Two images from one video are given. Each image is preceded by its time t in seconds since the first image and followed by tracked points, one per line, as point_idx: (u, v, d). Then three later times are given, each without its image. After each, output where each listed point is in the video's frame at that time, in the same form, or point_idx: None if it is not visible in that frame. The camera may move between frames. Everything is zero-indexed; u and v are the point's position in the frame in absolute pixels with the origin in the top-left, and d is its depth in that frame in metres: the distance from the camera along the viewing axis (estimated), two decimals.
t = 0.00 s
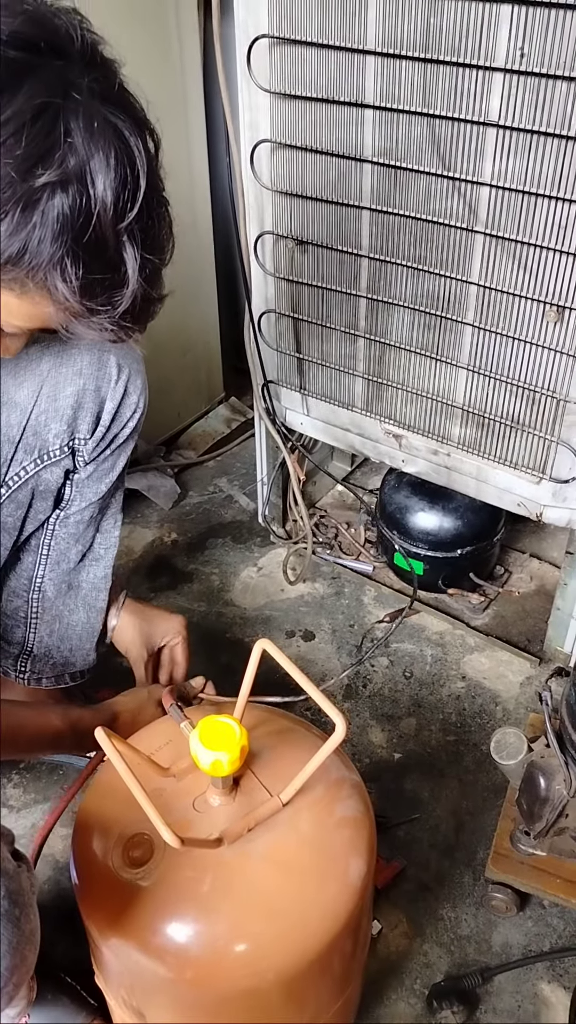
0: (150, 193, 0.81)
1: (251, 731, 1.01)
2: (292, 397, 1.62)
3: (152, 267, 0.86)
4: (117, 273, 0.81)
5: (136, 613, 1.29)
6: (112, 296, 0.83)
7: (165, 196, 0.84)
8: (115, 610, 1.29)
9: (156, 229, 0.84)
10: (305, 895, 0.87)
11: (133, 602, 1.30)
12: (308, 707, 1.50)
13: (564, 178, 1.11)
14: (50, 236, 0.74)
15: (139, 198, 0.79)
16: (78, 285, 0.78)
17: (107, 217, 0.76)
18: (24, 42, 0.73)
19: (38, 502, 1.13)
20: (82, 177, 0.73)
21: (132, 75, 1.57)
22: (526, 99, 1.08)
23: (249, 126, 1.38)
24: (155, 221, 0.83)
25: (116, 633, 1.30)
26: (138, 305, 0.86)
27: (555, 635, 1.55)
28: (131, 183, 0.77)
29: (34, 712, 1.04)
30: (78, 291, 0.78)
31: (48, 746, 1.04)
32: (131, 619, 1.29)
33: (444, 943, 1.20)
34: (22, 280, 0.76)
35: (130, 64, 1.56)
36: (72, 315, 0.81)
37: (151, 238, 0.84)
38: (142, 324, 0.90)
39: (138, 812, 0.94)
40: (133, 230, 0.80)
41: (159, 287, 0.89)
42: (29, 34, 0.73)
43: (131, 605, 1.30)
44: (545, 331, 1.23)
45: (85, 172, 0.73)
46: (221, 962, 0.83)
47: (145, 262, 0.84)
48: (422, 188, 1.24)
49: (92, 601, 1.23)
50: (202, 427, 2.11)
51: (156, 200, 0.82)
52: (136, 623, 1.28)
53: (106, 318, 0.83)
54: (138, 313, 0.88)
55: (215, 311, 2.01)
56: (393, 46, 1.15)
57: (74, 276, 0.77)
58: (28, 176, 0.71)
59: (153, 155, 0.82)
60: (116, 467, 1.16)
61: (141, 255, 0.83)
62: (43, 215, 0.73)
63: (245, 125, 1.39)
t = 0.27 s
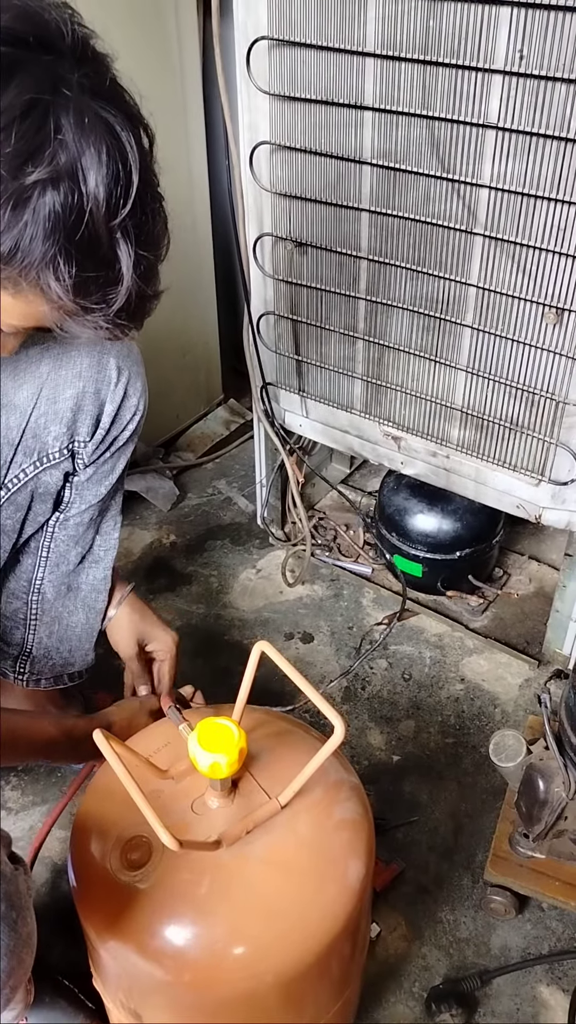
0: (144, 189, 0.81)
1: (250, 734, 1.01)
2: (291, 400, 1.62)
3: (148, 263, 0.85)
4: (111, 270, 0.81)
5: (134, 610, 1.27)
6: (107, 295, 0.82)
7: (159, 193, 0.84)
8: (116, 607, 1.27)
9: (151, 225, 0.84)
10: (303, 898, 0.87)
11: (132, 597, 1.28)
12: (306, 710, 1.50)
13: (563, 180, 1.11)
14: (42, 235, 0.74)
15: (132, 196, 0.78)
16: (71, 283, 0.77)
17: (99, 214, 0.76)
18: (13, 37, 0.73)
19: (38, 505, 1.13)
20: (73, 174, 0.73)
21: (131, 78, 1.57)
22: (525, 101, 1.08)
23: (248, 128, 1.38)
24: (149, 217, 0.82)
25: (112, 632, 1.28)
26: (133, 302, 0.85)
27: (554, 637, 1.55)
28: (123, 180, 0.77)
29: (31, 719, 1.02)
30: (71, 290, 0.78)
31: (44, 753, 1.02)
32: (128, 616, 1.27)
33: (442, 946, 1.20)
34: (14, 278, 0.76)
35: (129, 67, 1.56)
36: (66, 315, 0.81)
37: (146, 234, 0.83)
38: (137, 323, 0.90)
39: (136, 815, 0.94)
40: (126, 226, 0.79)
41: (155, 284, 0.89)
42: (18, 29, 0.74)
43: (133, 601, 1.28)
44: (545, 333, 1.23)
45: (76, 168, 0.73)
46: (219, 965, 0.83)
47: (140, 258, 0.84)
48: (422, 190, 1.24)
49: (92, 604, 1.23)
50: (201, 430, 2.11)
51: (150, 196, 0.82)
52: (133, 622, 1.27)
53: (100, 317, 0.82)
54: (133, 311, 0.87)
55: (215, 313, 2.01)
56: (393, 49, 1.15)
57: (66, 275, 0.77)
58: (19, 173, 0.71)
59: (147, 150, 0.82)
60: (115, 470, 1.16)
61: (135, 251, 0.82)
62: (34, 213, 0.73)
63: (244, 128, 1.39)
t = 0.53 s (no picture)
0: (137, 189, 0.80)
1: (248, 737, 1.01)
2: (290, 402, 1.62)
3: (142, 263, 0.85)
4: (104, 271, 0.81)
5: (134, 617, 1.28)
6: (99, 296, 0.82)
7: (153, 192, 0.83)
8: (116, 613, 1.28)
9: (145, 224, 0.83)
10: (302, 901, 0.86)
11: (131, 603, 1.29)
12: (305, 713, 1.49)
13: (562, 184, 1.11)
14: (34, 236, 0.74)
15: (125, 195, 0.78)
16: (63, 285, 0.78)
17: (91, 214, 0.76)
18: (2, 37, 0.73)
19: (36, 509, 1.12)
20: (65, 174, 0.73)
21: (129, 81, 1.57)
22: (524, 104, 1.08)
23: (247, 131, 1.38)
24: (143, 215, 0.82)
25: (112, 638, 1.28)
26: (127, 304, 0.86)
27: (552, 640, 1.55)
28: (116, 179, 0.76)
29: (31, 720, 1.02)
30: (64, 291, 0.78)
31: (44, 754, 1.02)
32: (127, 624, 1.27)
33: (441, 949, 1.19)
34: (7, 280, 0.77)
35: (127, 71, 1.56)
36: (58, 315, 0.81)
37: (139, 234, 0.83)
38: (131, 323, 0.90)
39: (134, 818, 0.93)
40: (119, 227, 0.79)
41: (150, 285, 0.89)
42: (7, 29, 0.73)
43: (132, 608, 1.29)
44: (543, 336, 1.23)
45: (68, 167, 0.73)
46: (217, 968, 0.83)
47: (133, 258, 0.84)
48: (420, 193, 1.24)
49: (90, 607, 1.23)
50: (200, 432, 2.11)
51: (143, 195, 0.81)
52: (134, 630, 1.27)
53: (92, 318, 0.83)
54: (126, 311, 0.87)
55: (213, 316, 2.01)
56: (391, 52, 1.15)
57: (59, 276, 0.77)
58: (9, 173, 0.72)
59: (140, 149, 0.81)
60: (114, 474, 1.16)
61: (128, 251, 0.82)
62: (26, 214, 0.73)
63: (243, 131, 1.39)
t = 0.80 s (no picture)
0: (136, 198, 0.80)
1: (247, 737, 1.01)
2: (289, 403, 1.62)
3: (139, 272, 0.85)
4: (101, 279, 0.81)
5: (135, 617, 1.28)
6: (96, 304, 0.82)
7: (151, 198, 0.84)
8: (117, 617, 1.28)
9: (143, 232, 0.84)
10: (301, 902, 0.86)
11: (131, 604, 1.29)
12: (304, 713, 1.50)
13: (561, 184, 1.11)
14: (30, 245, 0.74)
15: (123, 203, 0.78)
16: (59, 294, 0.78)
17: (88, 222, 0.76)
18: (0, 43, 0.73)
19: (35, 509, 1.13)
20: (62, 182, 0.73)
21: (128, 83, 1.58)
22: (523, 105, 1.08)
23: (246, 131, 1.38)
24: (141, 222, 0.82)
25: (116, 642, 1.28)
26: (124, 314, 0.86)
27: (552, 641, 1.55)
28: (113, 187, 0.77)
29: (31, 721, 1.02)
30: (60, 300, 0.78)
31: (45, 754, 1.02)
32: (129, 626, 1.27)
33: (440, 949, 1.19)
34: (3, 288, 0.76)
35: (125, 72, 1.56)
36: (55, 324, 0.81)
37: (137, 242, 0.83)
38: (129, 330, 0.90)
39: (133, 818, 0.93)
40: (116, 235, 0.79)
41: (148, 292, 0.89)
42: (5, 35, 0.73)
43: (132, 612, 1.29)
44: (542, 337, 1.23)
45: (64, 175, 0.73)
46: (216, 969, 0.83)
47: (131, 267, 0.84)
48: (420, 193, 1.24)
49: (89, 607, 1.23)
50: (199, 432, 2.11)
51: (141, 202, 0.82)
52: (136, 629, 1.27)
53: (89, 325, 0.83)
54: (124, 321, 0.87)
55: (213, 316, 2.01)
56: (390, 53, 1.16)
57: (55, 285, 0.77)
58: (6, 180, 0.72)
59: (139, 158, 0.81)
60: (113, 474, 1.16)
61: (126, 260, 0.82)
62: (22, 221, 0.73)
63: (242, 131, 1.39)
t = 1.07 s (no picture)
0: (133, 201, 0.81)
1: (246, 737, 1.01)
2: (288, 403, 1.62)
3: (136, 277, 0.85)
4: (98, 283, 0.81)
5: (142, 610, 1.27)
6: (93, 308, 0.82)
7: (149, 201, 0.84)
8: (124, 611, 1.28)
9: (141, 234, 0.84)
10: (299, 903, 0.86)
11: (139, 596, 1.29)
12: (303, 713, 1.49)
13: (560, 185, 1.11)
14: (27, 248, 0.74)
15: (119, 208, 0.78)
16: (56, 297, 0.78)
17: (85, 226, 0.76)
18: None
19: (33, 509, 1.13)
20: (59, 186, 0.73)
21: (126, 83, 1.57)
22: (522, 105, 1.08)
23: (245, 132, 1.38)
24: (138, 224, 0.82)
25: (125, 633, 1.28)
26: (120, 319, 0.86)
27: (551, 641, 1.55)
28: (110, 191, 0.77)
29: (29, 723, 1.02)
30: (57, 303, 0.78)
31: (43, 755, 1.02)
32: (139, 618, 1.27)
33: (439, 950, 1.19)
34: None
35: (124, 73, 1.56)
36: (51, 328, 0.81)
37: (134, 246, 0.83)
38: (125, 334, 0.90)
39: (131, 819, 0.93)
40: (114, 240, 0.79)
41: (145, 296, 0.89)
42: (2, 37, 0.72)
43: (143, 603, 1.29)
44: (541, 337, 1.23)
45: (62, 179, 0.73)
46: (214, 970, 0.83)
47: (128, 271, 0.84)
48: (418, 194, 1.24)
49: (87, 607, 1.23)
50: (198, 433, 2.11)
51: (139, 207, 0.82)
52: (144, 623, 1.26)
53: (85, 329, 0.83)
54: (121, 324, 0.87)
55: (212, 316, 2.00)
56: (389, 53, 1.15)
57: (52, 288, 0.77)
58: (3, 185, 0.71)
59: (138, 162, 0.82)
60: (111, 474, 1.16)
61: (123, 263, 0.82)
62: (19, 225, 0.73)
63: (241, 132, 1.39)
